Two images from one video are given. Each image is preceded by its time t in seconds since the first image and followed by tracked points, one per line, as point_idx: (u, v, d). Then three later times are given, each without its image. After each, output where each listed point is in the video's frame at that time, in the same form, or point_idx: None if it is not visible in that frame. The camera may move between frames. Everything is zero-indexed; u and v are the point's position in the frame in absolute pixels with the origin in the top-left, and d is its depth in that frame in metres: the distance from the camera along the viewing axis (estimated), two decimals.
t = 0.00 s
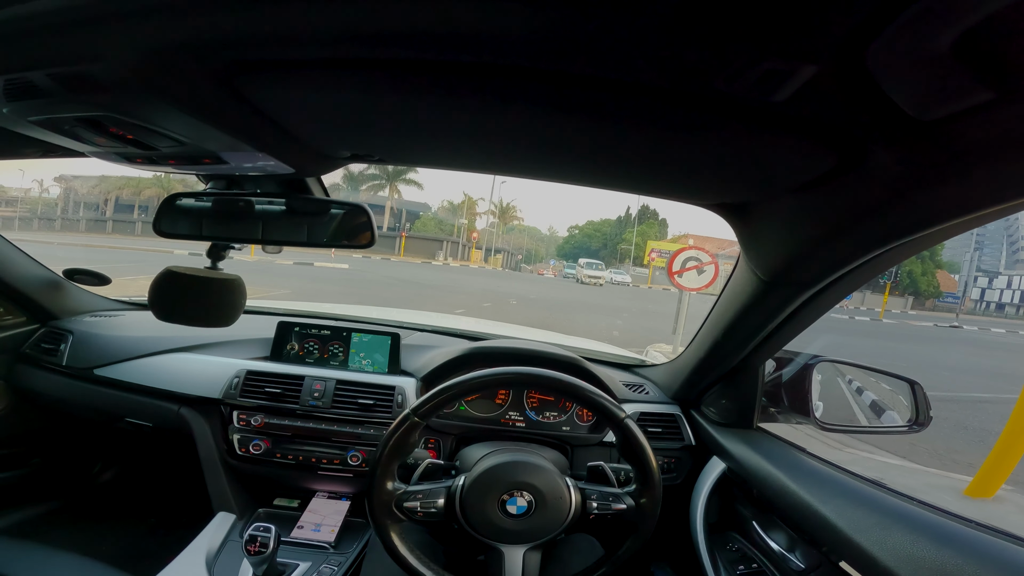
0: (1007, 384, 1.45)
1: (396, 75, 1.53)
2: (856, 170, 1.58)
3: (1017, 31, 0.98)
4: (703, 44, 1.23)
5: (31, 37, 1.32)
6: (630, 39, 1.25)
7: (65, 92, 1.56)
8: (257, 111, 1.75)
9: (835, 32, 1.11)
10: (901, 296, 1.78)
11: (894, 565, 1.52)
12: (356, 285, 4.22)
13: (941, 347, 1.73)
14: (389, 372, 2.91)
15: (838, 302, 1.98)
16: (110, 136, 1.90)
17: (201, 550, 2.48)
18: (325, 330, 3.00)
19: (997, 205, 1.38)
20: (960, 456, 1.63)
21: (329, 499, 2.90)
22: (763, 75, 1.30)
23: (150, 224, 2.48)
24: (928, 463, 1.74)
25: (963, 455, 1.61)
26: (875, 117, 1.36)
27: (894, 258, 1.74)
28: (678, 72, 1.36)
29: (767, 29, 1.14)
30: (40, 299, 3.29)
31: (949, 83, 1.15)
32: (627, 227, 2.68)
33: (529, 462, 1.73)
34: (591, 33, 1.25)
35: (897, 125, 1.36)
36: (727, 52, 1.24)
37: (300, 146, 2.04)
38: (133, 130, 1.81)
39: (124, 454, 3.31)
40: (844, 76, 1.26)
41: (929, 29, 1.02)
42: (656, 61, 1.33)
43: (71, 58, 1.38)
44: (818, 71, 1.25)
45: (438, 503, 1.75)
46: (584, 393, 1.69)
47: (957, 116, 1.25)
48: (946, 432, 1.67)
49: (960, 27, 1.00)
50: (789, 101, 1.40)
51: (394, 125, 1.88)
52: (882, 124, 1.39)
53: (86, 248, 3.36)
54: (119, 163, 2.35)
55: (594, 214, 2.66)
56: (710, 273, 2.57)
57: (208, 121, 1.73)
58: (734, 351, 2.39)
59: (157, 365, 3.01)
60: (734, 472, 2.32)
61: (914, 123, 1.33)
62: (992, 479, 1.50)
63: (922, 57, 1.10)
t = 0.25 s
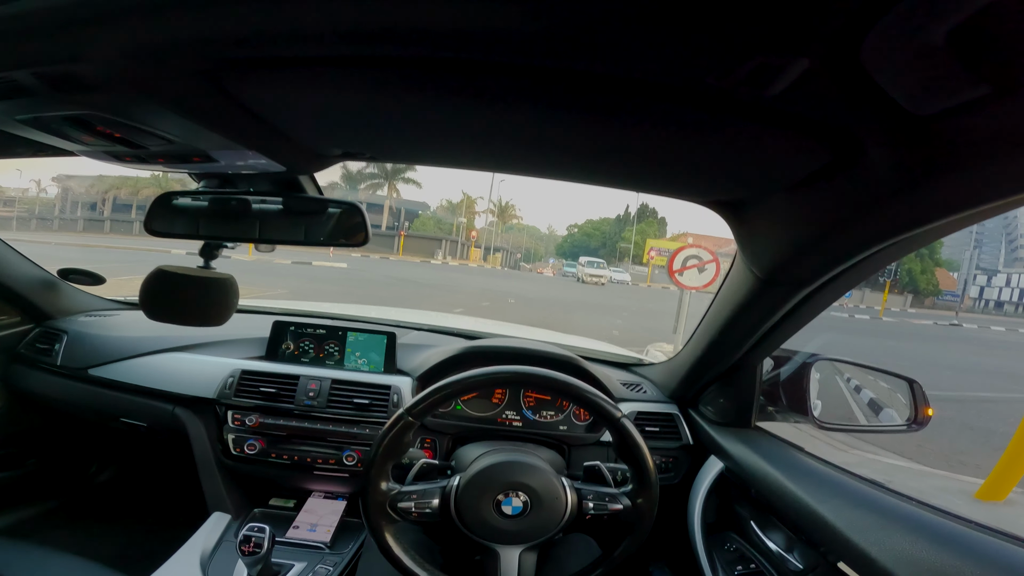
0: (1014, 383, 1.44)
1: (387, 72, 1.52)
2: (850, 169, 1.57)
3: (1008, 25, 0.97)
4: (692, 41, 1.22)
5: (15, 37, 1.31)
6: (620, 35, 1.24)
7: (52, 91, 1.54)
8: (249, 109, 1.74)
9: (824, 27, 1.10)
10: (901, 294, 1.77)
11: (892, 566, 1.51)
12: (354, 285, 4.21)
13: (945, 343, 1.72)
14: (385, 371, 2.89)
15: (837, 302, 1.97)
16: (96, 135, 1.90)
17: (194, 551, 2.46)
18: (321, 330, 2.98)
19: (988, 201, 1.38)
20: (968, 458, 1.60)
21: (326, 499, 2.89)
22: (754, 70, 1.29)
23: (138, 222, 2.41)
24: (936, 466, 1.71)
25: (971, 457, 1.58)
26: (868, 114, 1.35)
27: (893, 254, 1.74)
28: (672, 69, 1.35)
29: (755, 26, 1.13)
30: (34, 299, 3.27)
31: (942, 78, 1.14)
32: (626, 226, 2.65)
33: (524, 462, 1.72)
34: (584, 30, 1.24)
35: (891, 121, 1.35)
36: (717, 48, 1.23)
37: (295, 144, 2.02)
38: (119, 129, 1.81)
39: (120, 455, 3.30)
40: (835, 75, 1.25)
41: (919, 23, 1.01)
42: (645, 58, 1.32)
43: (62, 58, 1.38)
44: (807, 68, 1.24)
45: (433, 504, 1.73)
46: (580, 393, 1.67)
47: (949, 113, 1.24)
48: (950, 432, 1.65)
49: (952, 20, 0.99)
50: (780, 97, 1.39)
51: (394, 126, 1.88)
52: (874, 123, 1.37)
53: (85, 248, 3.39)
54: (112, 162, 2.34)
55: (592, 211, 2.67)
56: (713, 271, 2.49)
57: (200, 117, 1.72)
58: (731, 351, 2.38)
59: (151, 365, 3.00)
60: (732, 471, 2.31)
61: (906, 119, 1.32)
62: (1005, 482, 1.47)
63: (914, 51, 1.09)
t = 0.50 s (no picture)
0: (1014, 380, 1.39)
1: (381, 59, 1.48)
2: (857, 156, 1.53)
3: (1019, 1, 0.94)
4: (693, 22, 1.19)
5: None
6: (620, 16, 1.21)
7: (38, 81, 1.52)
8: (241, 98, 1.70)
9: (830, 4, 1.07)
10: (901, 292, 1.72)
11: (898, 566, 1.48)
12: (353, 283, 4.18)
13: (943, 342, 1.68)
14: (383, 369, 2.86)
15: (838, 298, 1.94)
16: (84, 129, 1.87)
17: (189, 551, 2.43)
18: (318, 327, 2.95)
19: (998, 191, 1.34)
20: (975, 458, 1.55)
21: (323, 498, 2.86)
22: (758, 51, 1.26)
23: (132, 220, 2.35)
24: (942, 466, 1.67)
25: (978, 456, 1.54)
26: (875, 97, 1.32)
27: (897, 249, 1.69)
28: (673, 52, 1.32)
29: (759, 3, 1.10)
30: (28, 296, 3.23)
31: (951, 58, 1.11)
32: (627, 223, 2.62)
33: (523, 461, 1.69)
34: (583, 12, 1.21)
35: (899, 105, 1.31)
36: (719, 28, 1.20)
37: (289, 135, 1.99)
38: (106, 121, 1.78)
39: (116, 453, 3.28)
40: (840, 57, 1.22)
41: None
42: (645, 41, 1.29)
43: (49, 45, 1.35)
44: (812, 50, 1.21)
45: (429, 503, 1.70)
46: (581, 391, 1.64)
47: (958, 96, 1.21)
48: (957, 432, 1.61)
49: None
50: (785, 80, 1.36)
51: (393, 116, 1.85)
52: (882, 106, 1.34)
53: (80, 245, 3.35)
54: (103, 157, 2.30)
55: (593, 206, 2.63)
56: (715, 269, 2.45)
57: (191, 108, 1.69)
58: (733, 347, 2.34)
59: (145, 362, 2.97)
60: (734, 469, 2.28)
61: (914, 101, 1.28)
62: (1017, 481, 1.41)
63: (923, 28, 1.05)
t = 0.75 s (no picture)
0: (1015, 380, 1.39)
1: (381, 54, 1.47)
2: (863, 152, 1.52)
3: None
4: (697, 15, 1.18)
5: None
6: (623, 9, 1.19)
7: (34, 77, 1.50)
8: (239, 95, 1.69)
9: None
10: (902, 291, 1.72)
11: (904, 566, 1.46)
12: (352, 283, 4.17)
13: (946, 341, 1.68)
14: (383, 368, 2.85)
15: (838, 299, 1.92)
16: (82, 126, 1.86)
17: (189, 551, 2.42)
18: (318, 326, 2.94)
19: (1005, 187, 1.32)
20: (980, 458, 1.54)
21: (323, 498, 2.84)
22: (764, 44, 1.24)
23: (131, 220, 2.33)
24: (946, 467, 1.66)
25: (984, 457, 1.52)
26: (882, 91, 1.30)
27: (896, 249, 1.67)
28: (677, 45, 1.30)
29: None
30: (28, 296, 3.21)
31: (960, 52, 1.09)
32: (627, 223, 2.61)
33: (524, 461, 1.67)
34: (586, 4, 1.20)
35: (906, 100, 1.30)
36: (724, 21, 1.19)
37: (288, 132, 1.97)
38: (103, 119, 1.77)
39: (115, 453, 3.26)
40: (847, 51, 1.20)
41: None
42: (648, 35, 1.27)
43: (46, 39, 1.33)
44: (819, 44, 1.20)
45: (430, 504, 1.68)
46: (584, 390, 1.62)
47: (966, 91, 1.19)
48: (962, 432, 1.60)
49: None
50: (790, 74, 1.34)
51: (394, 113, 1.84)
52: (889, 100, 1.32)
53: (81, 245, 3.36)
54: (101, 154, 2.29)
55: (594, 206, 2.61)
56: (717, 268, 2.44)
57: (188, 103, 1.67)
58: (735, 346, 2.33)
59: (144, 362, 2.96)
60: (737, 469, 2.26)
61: (921, 96, 1.27)
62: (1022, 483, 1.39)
63: (932, 21, 1.04)
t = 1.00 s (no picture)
0: (1016, 378, 1.38)
1: (382, 48, 1.46)
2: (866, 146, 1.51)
3: None
4: (700, 7, 1.17)
5: None
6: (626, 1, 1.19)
7: (31, 71, 1.49)
8: (237, 90, 1.68)
9: None
10: (902, 291, 1.71)
11: (907, 565, 1.45)
12: (352, 283, 4.17)
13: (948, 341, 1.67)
14: (383, 367, 2.84)
15: (840, 296, 1.92)
16: (80, 123, 1.86)
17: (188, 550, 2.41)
18: (318, 325, 2.93)
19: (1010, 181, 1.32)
20: (981, 457, 1.52)
21: (323, 497, 2.84)
22: (767, 36, 1.23)
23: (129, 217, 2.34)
24: (947, 466, 1.64)
25: (985, 456, 1.51)
26: (886, 84, 1.29)
27: (900, 246, 1.67)
28: (678, 37, 1.29)
29: None
30: (28, 295, 3.20)
31: (965, 44, 1.08)
32: (627, 222, 2.61)
33: (525, 459, 1.67)
34: None
35: (910, 93, 1.29)
36: (728, 13, 1.18)
37: (287, 128, 1.96)
38: (102, 115, 1.77)
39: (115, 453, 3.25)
40: (849, 43, 1.19)
41: None
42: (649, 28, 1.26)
43: (45, 32, 1.32)
44: (823, 37, 1.19)
45: (430, 503, 1.67)
46: (585, 388, 1.61)
47: (970, 84, 1.19)
48: (962, 431, 1.58)
49: None
50: (793, 68, 1.33)
51: (394, 107, 1.84)
52: (892, 94, 1.32)
53: (80, 245, 3.35)
54: (101, 152, 2.28)
55: (594, 205, 2.61)
56: (717, 267, 2.42)
57: (187, 99, 1.66)
58: (737, 343, 2.32)
59: (143, 360, 2.95)
60: (738, 467, 2.25)
61: (925, 89, 1.26)
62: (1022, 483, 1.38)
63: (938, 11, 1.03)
